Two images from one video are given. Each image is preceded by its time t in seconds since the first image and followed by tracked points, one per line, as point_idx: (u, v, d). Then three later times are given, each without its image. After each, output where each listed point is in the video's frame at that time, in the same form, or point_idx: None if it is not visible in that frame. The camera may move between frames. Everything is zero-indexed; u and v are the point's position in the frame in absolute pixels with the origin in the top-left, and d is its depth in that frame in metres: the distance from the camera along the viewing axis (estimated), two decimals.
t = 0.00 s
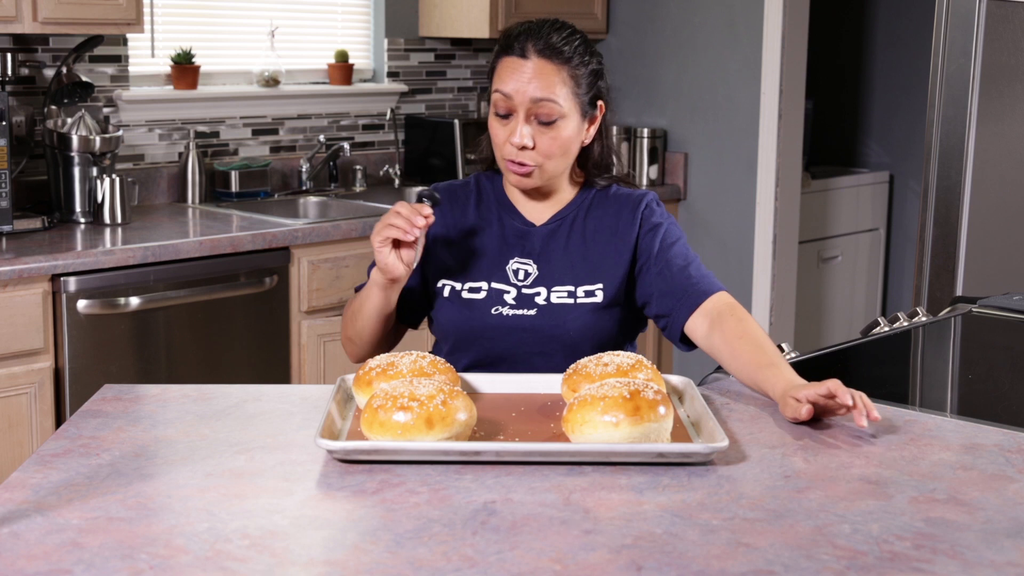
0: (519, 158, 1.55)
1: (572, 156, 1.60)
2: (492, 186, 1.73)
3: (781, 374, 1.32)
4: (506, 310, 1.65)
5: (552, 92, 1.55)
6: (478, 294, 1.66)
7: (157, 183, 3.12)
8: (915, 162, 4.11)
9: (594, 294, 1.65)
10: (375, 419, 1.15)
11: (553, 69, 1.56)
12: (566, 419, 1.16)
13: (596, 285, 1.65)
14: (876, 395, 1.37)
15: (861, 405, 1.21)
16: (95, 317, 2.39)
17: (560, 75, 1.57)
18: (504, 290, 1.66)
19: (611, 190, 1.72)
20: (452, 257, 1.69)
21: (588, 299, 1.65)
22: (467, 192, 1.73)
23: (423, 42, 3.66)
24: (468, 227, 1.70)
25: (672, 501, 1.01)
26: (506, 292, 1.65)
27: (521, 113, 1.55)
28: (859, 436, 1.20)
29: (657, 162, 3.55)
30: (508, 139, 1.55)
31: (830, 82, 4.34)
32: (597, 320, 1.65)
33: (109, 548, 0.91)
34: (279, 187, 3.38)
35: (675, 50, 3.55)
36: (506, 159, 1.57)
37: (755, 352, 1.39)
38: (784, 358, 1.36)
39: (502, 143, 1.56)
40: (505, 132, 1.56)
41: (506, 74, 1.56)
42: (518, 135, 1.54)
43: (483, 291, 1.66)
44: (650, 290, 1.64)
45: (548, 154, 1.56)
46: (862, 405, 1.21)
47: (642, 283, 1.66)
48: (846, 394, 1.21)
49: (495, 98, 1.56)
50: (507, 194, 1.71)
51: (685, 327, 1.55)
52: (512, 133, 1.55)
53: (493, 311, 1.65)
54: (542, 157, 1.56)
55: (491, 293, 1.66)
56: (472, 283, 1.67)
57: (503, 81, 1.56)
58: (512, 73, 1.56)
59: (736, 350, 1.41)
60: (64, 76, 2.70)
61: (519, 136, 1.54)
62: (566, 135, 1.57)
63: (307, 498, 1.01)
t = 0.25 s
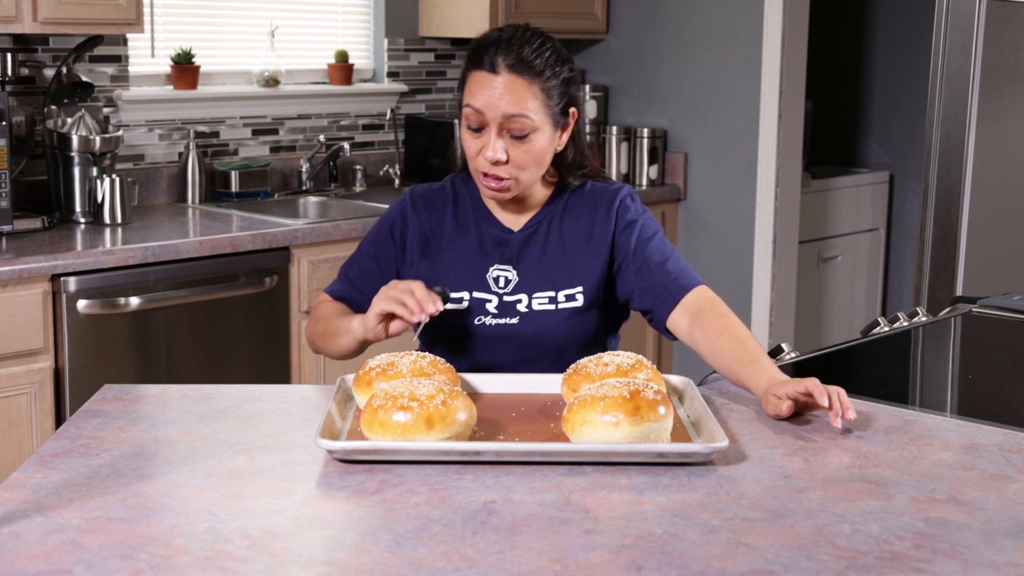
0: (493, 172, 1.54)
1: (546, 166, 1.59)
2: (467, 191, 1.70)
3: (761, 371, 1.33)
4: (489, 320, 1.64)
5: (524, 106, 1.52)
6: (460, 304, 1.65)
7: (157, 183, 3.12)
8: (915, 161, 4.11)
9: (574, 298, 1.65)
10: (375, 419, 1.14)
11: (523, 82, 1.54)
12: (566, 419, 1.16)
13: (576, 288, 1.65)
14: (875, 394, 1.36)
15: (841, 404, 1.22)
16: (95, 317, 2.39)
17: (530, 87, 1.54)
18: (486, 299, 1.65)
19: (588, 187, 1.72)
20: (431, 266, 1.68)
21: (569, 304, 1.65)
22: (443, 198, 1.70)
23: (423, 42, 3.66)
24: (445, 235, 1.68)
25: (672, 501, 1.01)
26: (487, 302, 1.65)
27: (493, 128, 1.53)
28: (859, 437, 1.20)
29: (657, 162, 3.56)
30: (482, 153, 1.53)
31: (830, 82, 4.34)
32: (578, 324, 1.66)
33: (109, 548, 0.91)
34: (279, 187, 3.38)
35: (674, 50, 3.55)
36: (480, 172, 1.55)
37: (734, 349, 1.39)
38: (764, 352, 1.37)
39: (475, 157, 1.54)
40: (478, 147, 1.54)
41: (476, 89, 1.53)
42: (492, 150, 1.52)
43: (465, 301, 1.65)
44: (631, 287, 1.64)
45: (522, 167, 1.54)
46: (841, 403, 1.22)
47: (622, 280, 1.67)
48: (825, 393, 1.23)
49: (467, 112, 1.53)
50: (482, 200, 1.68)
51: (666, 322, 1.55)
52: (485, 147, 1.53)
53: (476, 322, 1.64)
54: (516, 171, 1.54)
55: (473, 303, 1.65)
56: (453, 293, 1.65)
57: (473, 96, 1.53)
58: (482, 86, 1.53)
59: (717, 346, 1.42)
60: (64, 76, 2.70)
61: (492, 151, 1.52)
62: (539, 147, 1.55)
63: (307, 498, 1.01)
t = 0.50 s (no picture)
0: (486, 176, 1.54)
1: (534, 165, 1.59)
2: (452, 194, 1.71)
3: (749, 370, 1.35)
4: (477, 323, 1.64)
5: (512, 108, 1.53)
6: (448, 308, 1.65)
7: (157, 183, 3.12)
8: (915, 161, 4.11)
9: (560, 299, 1.66)
10: (375, 419, 1.15)
11: (509, 84, 1.54)
12: (566, 419, 1.16)
13: (562, 289, 1.66)
14: (875, 394, 1.36)
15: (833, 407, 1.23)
16: (95, 317, 2.39)
17: (516, 89, 1.54)
18: (473, 302, 1.65)
19: (572, 187, 1.72)
20: (418, 270, 1.68)
21: (555, 305, 1.66)
22: (428, 202, 1.70)
23: (423, 42, 3.66)
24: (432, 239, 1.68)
25: (672, 501, 1.01)
26: (475, 305, 1.65)
27: (484, 132, 1.53)
28: (858, 437, 1.20)
29: (657, 162, 3.56)
30: (474, 158, 1.54)
31: (830, 82, 4.34)
32: (565, 325, 1.66)
33: (109, 548, 0.91)
34: (279, 188, 3.38)
35: (675, 50, 3.55)
36: (472, 176, 1.56)
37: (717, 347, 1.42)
38: (751, 350, 1.39)
39: (467, 161, 1.55)
40: (469, 152, 1.54)
41: (463, 94, 1.53)
42: (484, 154, 1.53)
43: (452, 305, 1.65)
44: (614, 285, 1.65)
45: (514, 169, 1.55)
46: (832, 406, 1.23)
47: (606, 279, 1.67)
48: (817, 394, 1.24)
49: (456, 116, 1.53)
50: (467, 202, 1.69)
51: (650, 320, 1.56)
52: (477, 152, 1.53)
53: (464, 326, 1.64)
54: (509, 173, 1.55)
55: (460, 306, 1.65)
56: (440, 297, 1.66)
57: (461, 101, 1.53)
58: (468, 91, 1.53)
59: (700, 344, 1.44)
60: (64, 76, 2.70)
61: (485, 155, 1.53)
62: (528, 148, 1.56)
63: (307, 499, 1.01)
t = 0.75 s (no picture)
0: (522, 166, 1.55)
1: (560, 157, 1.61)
2: (453, 188, 1.70)
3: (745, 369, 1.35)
4: (473, 319, 1.65)
5: (544, 98, 1.54)
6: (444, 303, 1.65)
7: (157, 183, 3.12)
8: (915, 161, 4.11)
9: (556, 297, 1.65)
10: (375, 419, 1.15)
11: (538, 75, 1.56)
12: (566, 419, 1.16)
13: (558, 288, 1.65)
14: (875, 395, 1.36)
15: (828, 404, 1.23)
16: (95, 317, 2.39)
17: (544, 80, 1.56)
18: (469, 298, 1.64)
19: (569, 187, 1.71)
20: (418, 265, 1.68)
21: (550, 303, 1.65)
22: (428, 196, 1.70)
23: (423, 42, 3.66)
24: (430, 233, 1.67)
25: (672, 501, 1.01)
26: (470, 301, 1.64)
27: (518, 123, 1.54)
28: (858, 436, 1.20)
29: (657, 162, 3.56)
30: (509, 149, 1.54)
31: (830, 82, 4.34)
32: (561, 322, 1.66)
33: (109, 548, 0.91)
34: (279, 187, 3.38)
35: (674, 50, 3.55)
36: (505, 168, 1.56)
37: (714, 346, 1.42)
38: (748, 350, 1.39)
39: (500, 154, 1.55)
40: (503, 144, 1.55)
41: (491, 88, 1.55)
42: (521, 144, 1.54)
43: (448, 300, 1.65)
44: (610, 286, 1.64)
45: (547, 159, 1.56)
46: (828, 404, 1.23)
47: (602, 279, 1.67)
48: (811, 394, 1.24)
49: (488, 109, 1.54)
50: (469, 197, 1.69)
51: (645, 320, 1.57)
52: (512, 143, 1.54)
53: (461, 321, 1.65)
54: (542, 163, 1.56)
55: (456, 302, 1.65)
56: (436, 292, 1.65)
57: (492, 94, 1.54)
58: (498, 84, 1.55)
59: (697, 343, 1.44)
60: (64, 76, 2.70)
61: (520, 145, 1.54)
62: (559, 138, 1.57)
63: (307, 499, 1.01)
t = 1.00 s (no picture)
0: (534, 155, 1.54)
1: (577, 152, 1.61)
2: (462, 184, 1.69)
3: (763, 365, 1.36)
4: (483, 318, 1.62)
5: (563, 86, 1.55)
6: (455, 301, 1.63)
7: (157, 183, 3.12)
8: (915, 161, 4.11)
9: (569, 298, 1.63)
10: (375, 419, 1.15)
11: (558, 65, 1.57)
12: (566, 419, 1.16)
13: (571, 289, 1.63)
14: (876, 394, 1.37)
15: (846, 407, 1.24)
16: (95, 317, 2.39)
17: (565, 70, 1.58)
18: (480, 297, 1.63)
19: (583, 187, 1.70)
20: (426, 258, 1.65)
21: (564, 304, 1.63)
22: (438, 191, 1.69)
23: (423, 42, 3.66)
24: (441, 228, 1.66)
25: (672, 501, 1.01)
26: (482, 299, 1.62)
27: (535, 109, 1.54)
28: (858, 437, 1.20)
29: (657, 162, 3.56)
30: (523, 135, 1.54)
31: (830, 82, 4.34)
32: (574, 325, 1.63)
33: (109, 548, 0.91)
34: (279, 187, 3.38)
35: (674, 50, 3.55)
36: (519, 156, 1.54)
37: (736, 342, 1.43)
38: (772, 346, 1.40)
39: (514, 141, 1.54)
40: (517, 130, 1.54)
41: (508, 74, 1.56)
42: (535, 130, 1.53)
43: (460, 298, 1.63)
44: (629, 286, 1.64)
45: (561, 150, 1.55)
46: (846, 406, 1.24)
47: (619, 281, 1.67)
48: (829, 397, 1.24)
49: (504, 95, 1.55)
50: (480, 192, 1.68)
51: (669, 319, 1.57)
52: (526, 129, 1.53)
53: (471, 320, 1.62)
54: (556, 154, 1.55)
55: (468, 300, 1.63)
56: (448, 290, 1.63)
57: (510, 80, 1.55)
58: (517, 70, 1.56)
59: (720, 339, 1.45)
60: (64, 76, 2.70)
61: (534, 132, 1.53)
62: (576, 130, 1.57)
63: (307, 499, 1.01)
